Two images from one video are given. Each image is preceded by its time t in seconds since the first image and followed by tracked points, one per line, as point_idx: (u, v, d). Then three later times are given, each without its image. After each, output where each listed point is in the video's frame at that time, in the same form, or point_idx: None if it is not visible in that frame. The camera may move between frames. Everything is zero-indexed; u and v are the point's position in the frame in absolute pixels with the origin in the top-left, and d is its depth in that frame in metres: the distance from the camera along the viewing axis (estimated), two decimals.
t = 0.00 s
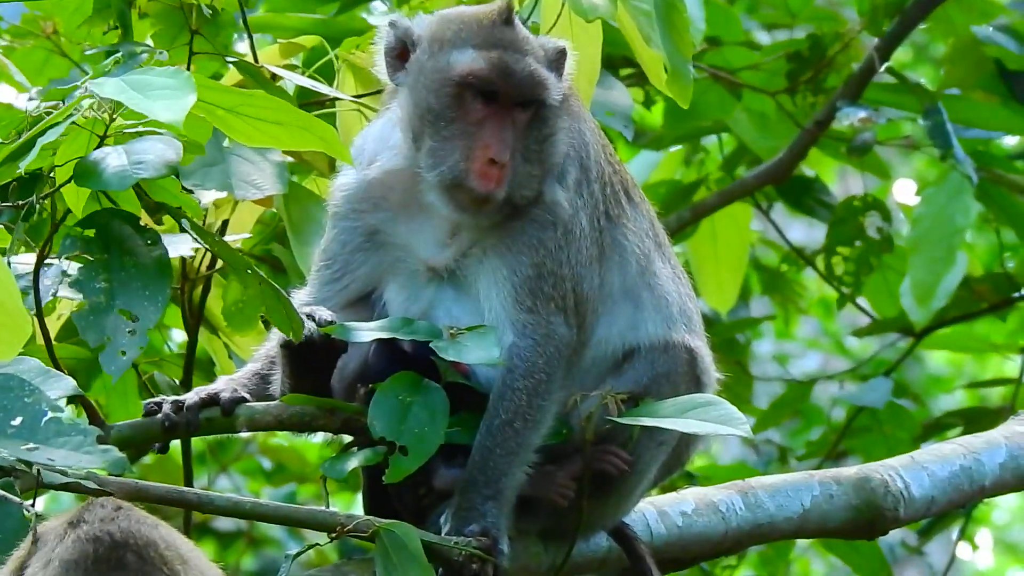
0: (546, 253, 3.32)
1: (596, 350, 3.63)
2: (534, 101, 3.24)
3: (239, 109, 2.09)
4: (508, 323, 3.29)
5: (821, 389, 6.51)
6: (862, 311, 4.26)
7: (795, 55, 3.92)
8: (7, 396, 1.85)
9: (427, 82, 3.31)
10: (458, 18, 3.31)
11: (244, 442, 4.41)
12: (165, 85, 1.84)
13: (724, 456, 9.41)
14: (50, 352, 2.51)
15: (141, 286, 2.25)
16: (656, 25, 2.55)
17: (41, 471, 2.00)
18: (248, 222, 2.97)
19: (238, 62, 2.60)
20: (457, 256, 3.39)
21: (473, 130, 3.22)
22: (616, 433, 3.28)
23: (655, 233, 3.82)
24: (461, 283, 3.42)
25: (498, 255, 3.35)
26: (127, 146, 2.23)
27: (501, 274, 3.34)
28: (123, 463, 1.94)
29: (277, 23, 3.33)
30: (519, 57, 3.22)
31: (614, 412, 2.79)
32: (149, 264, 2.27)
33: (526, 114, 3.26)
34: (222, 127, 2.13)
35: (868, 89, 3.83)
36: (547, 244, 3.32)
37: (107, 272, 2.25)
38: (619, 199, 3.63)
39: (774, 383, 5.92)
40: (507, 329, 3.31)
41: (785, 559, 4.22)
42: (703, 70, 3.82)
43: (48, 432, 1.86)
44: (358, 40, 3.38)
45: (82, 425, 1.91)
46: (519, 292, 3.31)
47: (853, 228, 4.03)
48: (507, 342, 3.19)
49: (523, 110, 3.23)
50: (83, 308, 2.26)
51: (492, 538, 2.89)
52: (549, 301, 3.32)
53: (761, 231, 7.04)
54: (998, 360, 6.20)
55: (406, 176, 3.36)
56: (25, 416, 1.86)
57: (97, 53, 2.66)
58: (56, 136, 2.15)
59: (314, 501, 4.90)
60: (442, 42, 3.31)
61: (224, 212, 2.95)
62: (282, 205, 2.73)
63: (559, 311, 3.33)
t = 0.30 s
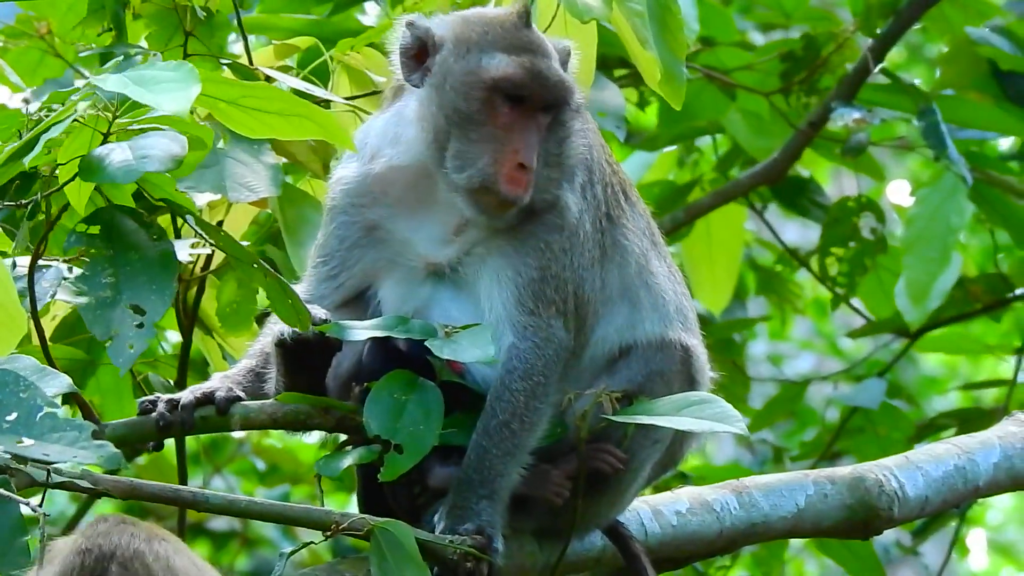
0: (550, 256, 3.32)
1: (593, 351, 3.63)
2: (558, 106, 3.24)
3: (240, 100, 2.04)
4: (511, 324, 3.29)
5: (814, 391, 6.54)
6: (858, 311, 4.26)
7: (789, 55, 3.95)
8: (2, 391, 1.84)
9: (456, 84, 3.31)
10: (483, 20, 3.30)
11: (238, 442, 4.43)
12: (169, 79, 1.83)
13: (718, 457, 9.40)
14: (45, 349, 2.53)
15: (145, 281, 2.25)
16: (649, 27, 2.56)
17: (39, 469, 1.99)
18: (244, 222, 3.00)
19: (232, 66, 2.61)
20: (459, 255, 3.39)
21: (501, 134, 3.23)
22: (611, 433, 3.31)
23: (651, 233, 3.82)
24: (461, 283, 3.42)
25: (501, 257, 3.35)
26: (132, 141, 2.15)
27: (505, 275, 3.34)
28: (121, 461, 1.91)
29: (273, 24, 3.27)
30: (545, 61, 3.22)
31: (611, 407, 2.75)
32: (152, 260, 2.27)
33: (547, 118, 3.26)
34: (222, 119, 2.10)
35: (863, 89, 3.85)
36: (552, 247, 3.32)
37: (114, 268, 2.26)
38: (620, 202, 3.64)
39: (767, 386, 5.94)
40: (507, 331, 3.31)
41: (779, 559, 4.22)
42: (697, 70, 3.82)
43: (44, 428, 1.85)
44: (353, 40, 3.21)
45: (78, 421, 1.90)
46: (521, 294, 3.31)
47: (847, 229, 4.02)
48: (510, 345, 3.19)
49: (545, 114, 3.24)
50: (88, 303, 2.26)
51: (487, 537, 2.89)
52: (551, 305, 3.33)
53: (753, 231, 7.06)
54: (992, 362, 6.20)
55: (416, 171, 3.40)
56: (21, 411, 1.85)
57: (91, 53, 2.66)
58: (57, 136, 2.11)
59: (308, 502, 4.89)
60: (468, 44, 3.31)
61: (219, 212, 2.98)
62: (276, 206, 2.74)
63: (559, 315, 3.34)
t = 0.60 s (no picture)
0: (555, 259, 3.35)
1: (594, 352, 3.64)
2: (571, 106, 3.29)
3: (264, 116, 2.01)
4: (516, 326, 3.32)
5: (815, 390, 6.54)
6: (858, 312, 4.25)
7: (788, 56, 3.93)
8: (16, 399, 1.88)
9: (472, 86, 3.34)
10: (495, 22, 3.34)
11: (238, 442, 4.44)
12: (194, 93, 1.87)
13: (716, 457, 9.40)
14: (48, 352, 2.54)
15: (173, 293, 2.25)
16: (648, 28, 2.56)
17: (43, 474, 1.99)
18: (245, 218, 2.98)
19: (232, 67, 2.59)
20: (464, 255, 3.40)
21: (518, 136, 3.27)
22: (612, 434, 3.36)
23: (652, 234, 3.81)
24: (465, 284, 3.42)
25: (505, 258, 3.38)
26: (157, 155, 2.21)
27: (510, 277, 3.36)
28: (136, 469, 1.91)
29: (272, 27, 3.24)
30: (558, 62, 3.27)
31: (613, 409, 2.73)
32: (180, 276, 2.27)
33: (559, 119, 3.30)
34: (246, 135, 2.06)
35: (862, 90, 3.85)
36: (558, 250, 3.35)
37: (138, 281, 2.24)
38: (623, 204, 3.65)
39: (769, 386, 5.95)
40: (510, 334, 3.33)
41: (779, 559, 4.22)
42: (697, 71, 3.80)
43: (58, 436, 1.89)
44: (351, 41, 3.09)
45: (92, 429, 1.92)
46: (525, 296, 3.34)
47: (846, 229, 4.03)
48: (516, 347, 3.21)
49: (558, 115, 3.28)
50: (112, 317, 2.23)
51: (489, 539, 2.89)
52: (555, 307, 3.35)
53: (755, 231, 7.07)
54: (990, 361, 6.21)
55: (424, 171, 3.40)
56: (35, 419, 1.89)
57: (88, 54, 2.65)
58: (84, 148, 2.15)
59: (308, 502, 4.90)
60: (482, 47, 3.34)
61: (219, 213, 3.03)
62: (275, 206, 2.67)
63: (562, 318, 3.36)
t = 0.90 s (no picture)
0: (564, 260, 3.38)
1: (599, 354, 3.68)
2: (586, 100, 3.35)
3: (280, 151, 1.90)
4: (525, 326, 3.35)
5: (814, 388, 6.61)
6: (857, 310, 4.30)
7: (789, 57, 3.96)
8: (26, 402, 1.92)
9: (489, 85, 3.40)
10: (508, 23, 3.42)
11: (243, 439, 4.56)
12: (212, 133, 1.75)
13: (716, 452, 9.44)
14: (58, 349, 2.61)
15: (186, 332, 2.17)
16: (651, 28, 2.57)
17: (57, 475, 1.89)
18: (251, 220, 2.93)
19: (240, 68, 2.62)
20: (474, 256, 3.44)
21: (537, 133, 3.31)
22: (616, 434, 3.39)
23: (657, 238, 3.84)
24: (475, 285, 3.46)
25: (515, 260, 3.41)
26: (173, 192, 2.09)
27: (520, 279, 3.39)
28: (144, 471, 1.95)
29: (278, 25, 3.27)
30: (572, 57, 3.34)
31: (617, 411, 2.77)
32: (195, 314, 2.20)
33: (575, 114, 3.36)
34: (261, 169, 1.95)
35: (861, 90, 3.87)
36: (565, 252, 3.38)
37: (152, 320, 2.17)
38: (631, 208, 3.67)
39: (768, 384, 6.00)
40: (517, 336, 3.37)
41: (780, 555, 4.25)
42: (699, 72, 3.87)
43: (67, 439, 1.92)
44: (357, 41, 3.13)
45: (100, 431, 1.95)
46: (534, 298, 3.37)
47: (846, 228, 4.06)
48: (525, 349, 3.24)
49: (574, 110, 3.34)
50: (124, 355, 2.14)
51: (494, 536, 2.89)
52: (562, 310, 3.38)
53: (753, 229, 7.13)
54: (989, 359, 6.24)
55: (438, 170, 3.43)
56: (45, 421, 1.93)
57: (99, 56, 2.72)
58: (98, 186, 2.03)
59: (312, 500, 4.94)
60: (496, 47, 3.42)
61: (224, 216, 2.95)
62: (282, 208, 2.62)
63: (569, 321, 3.39)
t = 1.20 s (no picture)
0: (562, 262, 3.53)
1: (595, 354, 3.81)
2: (585, 108, 3.50)
3: (286, 176, 1.94)
4: (524, 326, 3.49)
5: (801, 383, 6.77)
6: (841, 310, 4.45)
7: (775, 69, 4.06)
8: (47, 408, 1.89)
9: (491, 94, 3.54)
10: (509, 37, 3.55)
11: (255, 433, 4.86)
12: (220, 156, 1.84)
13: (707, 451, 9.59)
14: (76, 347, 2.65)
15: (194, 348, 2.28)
16: (644, 42, 2.67)
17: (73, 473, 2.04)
18: (262, 225, 3.07)
19: (251, 78, 2.76)
20: (476, 259, 3.58)
21: (539, 138, 3.46)
22: (610, 430, 3.53)
23: (650, 242, 3.99)
24: (476, 287, 3.60)
25: (514, 262, 3.55)
26: (180, 209, 2.19)
27: (519, 282, 3.53)
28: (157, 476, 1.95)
29: (288, 39, 3.38)
30: (571, 66, 3.49)
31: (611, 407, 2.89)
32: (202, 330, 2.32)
33: (575, 121, 3.51)
34: (269, 194, 1.99)
35: (846, 100, 4.01)
36: (564, 254, 3.53)
37: (160, 334, 2.30)
38: (624, 213, 3.82)
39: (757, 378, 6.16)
40: (516, 336, 3.51)
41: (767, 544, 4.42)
42: (689, 84, 3.98)
43: (85, 443, 1.92)
44: (366, 55, 3.32)
45: (116, 436, 1.96)
46: (533, 299, 3.51)
47: (829, 232, 4.18)
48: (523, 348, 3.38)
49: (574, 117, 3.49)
50: (136, 369, 2.28)
51: (494, 528, 3.02)
52: (559, 310, 3.52)
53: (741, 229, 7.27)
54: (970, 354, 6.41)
55: (442, 176, 3.57)
56: (64, 426, 1.90)
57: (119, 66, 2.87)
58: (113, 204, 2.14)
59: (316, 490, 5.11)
60: (499, 58, 3.55)
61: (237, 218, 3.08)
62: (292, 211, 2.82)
63: (566, 322, 3.53)
